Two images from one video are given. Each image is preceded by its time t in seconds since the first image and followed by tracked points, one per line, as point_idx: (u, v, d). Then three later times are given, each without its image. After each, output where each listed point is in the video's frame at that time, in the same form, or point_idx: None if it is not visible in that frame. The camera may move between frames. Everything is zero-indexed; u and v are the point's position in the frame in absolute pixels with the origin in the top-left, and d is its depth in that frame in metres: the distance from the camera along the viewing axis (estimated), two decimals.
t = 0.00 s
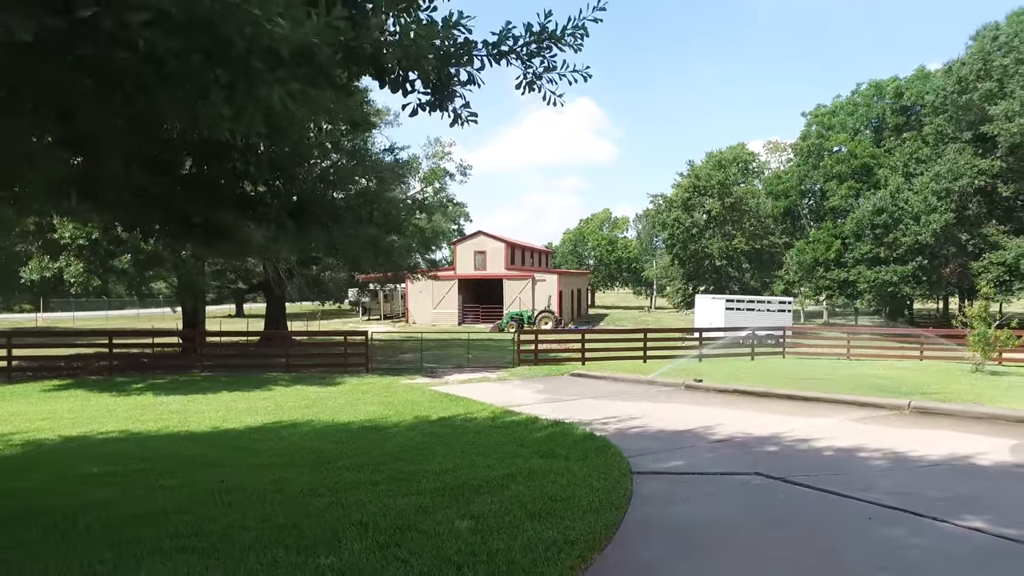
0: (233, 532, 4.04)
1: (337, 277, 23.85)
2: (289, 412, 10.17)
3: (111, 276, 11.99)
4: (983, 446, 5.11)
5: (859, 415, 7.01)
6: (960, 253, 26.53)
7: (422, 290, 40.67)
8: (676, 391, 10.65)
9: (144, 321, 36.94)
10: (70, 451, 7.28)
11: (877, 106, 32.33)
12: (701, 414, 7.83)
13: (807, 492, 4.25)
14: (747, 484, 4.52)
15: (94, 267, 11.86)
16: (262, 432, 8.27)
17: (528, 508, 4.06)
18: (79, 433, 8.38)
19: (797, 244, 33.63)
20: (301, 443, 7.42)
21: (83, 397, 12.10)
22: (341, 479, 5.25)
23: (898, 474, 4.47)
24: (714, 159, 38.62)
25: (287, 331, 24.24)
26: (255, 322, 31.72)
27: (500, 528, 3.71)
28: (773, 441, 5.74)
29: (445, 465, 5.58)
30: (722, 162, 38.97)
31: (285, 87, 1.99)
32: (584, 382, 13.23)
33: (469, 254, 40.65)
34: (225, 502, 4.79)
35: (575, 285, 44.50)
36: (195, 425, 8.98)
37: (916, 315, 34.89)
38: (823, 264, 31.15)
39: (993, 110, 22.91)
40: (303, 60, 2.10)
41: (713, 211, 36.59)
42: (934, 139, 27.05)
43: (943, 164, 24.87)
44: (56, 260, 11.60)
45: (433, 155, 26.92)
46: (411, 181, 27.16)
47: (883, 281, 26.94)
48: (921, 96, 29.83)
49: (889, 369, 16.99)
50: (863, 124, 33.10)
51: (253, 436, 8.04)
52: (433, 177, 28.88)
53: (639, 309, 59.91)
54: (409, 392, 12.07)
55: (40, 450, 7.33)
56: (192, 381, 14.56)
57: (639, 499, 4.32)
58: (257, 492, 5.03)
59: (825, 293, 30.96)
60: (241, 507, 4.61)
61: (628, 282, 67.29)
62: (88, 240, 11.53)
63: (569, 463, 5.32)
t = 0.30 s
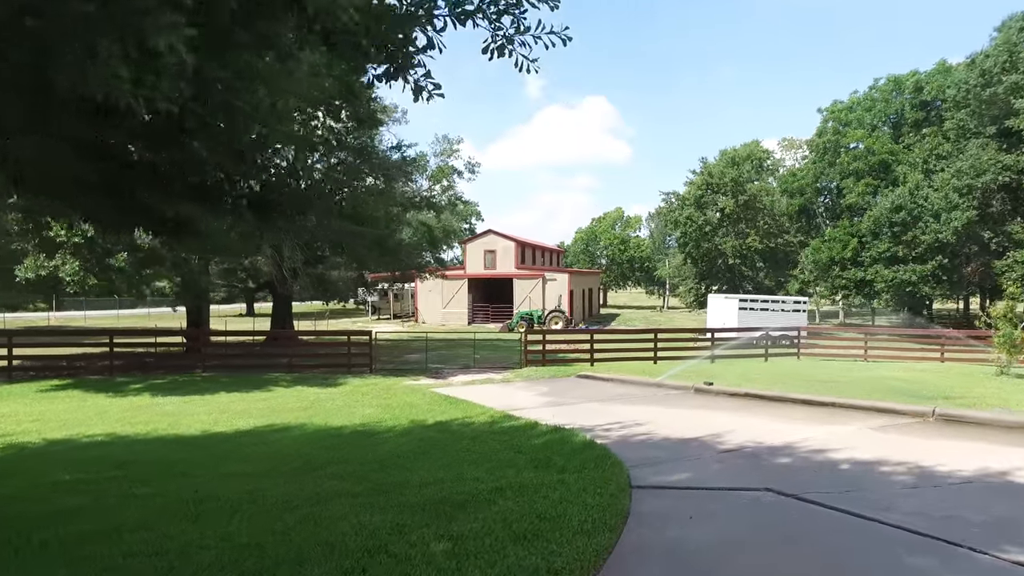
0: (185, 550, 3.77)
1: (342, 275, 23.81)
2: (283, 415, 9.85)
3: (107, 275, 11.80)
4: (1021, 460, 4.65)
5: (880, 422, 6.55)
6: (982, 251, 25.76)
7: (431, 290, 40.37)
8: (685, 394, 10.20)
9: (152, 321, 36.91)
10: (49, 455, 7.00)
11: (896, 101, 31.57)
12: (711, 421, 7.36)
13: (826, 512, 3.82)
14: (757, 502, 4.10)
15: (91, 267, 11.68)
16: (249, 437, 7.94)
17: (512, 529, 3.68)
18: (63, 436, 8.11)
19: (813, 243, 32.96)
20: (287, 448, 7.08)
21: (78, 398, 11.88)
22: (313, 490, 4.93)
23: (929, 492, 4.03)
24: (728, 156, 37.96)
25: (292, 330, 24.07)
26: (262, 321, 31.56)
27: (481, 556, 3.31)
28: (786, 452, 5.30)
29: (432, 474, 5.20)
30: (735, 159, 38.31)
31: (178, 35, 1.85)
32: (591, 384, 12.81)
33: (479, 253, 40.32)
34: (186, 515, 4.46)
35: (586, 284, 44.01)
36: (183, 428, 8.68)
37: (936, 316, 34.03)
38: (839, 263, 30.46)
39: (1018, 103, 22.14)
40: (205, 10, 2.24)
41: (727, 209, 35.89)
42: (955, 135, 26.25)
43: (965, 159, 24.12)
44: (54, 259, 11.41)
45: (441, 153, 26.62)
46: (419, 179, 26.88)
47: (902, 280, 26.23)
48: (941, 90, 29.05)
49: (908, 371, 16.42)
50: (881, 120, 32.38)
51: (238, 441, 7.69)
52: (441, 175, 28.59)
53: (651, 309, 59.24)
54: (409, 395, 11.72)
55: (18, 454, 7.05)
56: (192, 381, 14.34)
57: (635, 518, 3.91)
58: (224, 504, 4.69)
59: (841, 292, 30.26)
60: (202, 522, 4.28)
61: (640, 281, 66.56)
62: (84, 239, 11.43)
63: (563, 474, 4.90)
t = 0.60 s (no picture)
0: (137, 568, 3.49)
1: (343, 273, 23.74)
2: (272, 416, 9.54)
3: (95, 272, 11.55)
4: None
5: (895, 427, 6.15)
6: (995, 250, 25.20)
7: (435, 289, 40.10)
8: (689, 396, 9.81)
9: (156, 321, 36.82)
10: (22, 458, 6.73)
11: (907, 97, 31.02)
12: (716, 424, 6.98)
13: (838, 530, 3.44)
14: (763, 517, 3.73)
15: (79, 264, 11.43)
16: (233, 439, 7.63)
17: (487, 548, 3.34)
18: (43, 438, 7.85)
19: (821, 242, 32.44)
20: (267, 451, 6.80)
21: (67, 398, 11.63)
22: (282, 500, 4.63)
23: (952, 508, 3.64)
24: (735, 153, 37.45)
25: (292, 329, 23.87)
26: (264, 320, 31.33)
27: None
28: (795, 460, 4.91)
29: (413, 483, 4.88)
30: (743, 157, 37.81)
31: None
32: (593, 384, 12.46)
33: (483, 252, 39.98)
34: (144, 529, 4.16)
35: (591, 284, 43.59)
36: (167, 430, 8.38)
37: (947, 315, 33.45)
38: (849, 262, 29.93)
39: None
40: None
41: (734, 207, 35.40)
42: (968, 131, 25.65)
43: (978, 156, 23.57)
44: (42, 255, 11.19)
45: (443, 150, 26.33)
46: (421, 177, 26.61)
47: (913, 280, 25.72)
48: (954, 86, 28.48)
49: (921, 371, 15.94)
50: (891, 116, 31.89)
51: (221, 443, 7.39)
52: (444, 173, 28.32)
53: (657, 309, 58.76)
54: (404, 395, 11.39)
55: None
56: (185, 381, 14.08)
57: (626, 534, 3.55)
58: (187, 517, 4.37)
59: (851, 292, 29.76)
60: (159, 537, 3.97)
61: (646, 281, 66.04)
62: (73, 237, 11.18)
63: (552, 484, 4.55)
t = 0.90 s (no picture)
0: None
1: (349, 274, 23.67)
2: (263, 419, 9.19)
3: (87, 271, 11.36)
4: None
5: (921, 437, 5.70)
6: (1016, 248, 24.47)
7: (443, 288, 39.78)
8: (697, 400, 9.36)
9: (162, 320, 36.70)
10: None
11: (923, 92, 30.31)
12: (726, 432, 6.54)
13: (863, 562, 3.03)
14: (776, 544, 3.32)
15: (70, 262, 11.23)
16: (218, 444, 7.30)
17: None
18: (22, 443, 7.55)
19: (835, 240, 31.77)
20: (255, 457, 6.40)
21: (58, 399, 11.36)
22: (262, 515, 4.25)
23: (994, 537, 3.21)
24: (746, 151, 36.73)
25: (297, 329, 23.66)
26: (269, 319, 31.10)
27: None
28: (812, 476, 4.47)
29: (396, 497, 4.50)
30: (754, 154, 37.15)
31: None
32: (599, 387, 12.03)
33: (490, 251, 39.58)
34: (105, 546, 3.79)
35: (600, 283, 43.05)
36: (152, 434, 8.06)
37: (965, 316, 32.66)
38: (863, 261, 29.26)
39: None
40: None
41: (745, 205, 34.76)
42: (987, 126, 24.94)
43: (999, 152, 22.87)
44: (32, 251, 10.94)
45: (449, 148, 25.97)
46: (426, 175, 26.29)
47: (930, 279, 25.04)
48: (973, 80, 27.74)
49: (941, 374, 15.37)
50: (907, 112, 31.19)
51: (205, 449, 7.03)
52: (449, 171, 27.96)
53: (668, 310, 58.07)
54: (402, 398, 11.02)
55: None
56: (182, 382, 13.79)
57: (621, 563, 3.15)
58: (155, 533, 4.00)
59: (866, 291, 29.10)
60: (120, 557, 3.61)
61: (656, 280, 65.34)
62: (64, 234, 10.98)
63: (541, 502, 4.15)
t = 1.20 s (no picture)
0: None
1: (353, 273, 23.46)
2: (250, 423, 8.80)
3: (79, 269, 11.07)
4: None
5: (947, 447, 5.24)
6: None
7: (450, 287, 39.44)
8: (704, 404, 8.91)
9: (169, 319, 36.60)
10: None
11: (941, 87, 29.55)
12: (735, 440, 6.09)
13: None
14: None
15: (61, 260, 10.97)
16: (199, 448, 6.92)
17: None
18: None
19: (848, 238, 31.11)
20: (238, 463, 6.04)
21: (48, 400, 11.07)
22: (219, 534, 3.88)
23: None
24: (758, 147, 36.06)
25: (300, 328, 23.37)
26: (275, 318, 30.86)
27: None
28: (830, 492, 4.03)
29: (371, 513, 4.10)
30: (765, 151, 36.47)
31: None
32: (603, 389, 11.59)
33: (498, 250, 39.17)
34: (43, 569, 3.49)
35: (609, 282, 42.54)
36: (132, 438, 7.71)
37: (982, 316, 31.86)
38: (877, 259, 28.60)
39: None
40: None
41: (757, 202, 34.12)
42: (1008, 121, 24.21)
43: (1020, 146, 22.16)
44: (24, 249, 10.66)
45: (454, 145, 25.62)
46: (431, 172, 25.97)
47: (947, 278, 24.34)
48: (992, 73, 26.98)
49: (961, 377, 14.78)
50: (923, 108, 30.46)
51: (185, 454, 6.66)
52: (455, 168, 27.61)
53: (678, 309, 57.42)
54: (398, 400, 10.63)
55: None
56: (176, 383, 13.49)
57: None
58: (100, 553, 3.69)
59: (880, 291, 28.41)
60: None
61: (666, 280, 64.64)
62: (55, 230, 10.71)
63: (527, 520, 3.75)
